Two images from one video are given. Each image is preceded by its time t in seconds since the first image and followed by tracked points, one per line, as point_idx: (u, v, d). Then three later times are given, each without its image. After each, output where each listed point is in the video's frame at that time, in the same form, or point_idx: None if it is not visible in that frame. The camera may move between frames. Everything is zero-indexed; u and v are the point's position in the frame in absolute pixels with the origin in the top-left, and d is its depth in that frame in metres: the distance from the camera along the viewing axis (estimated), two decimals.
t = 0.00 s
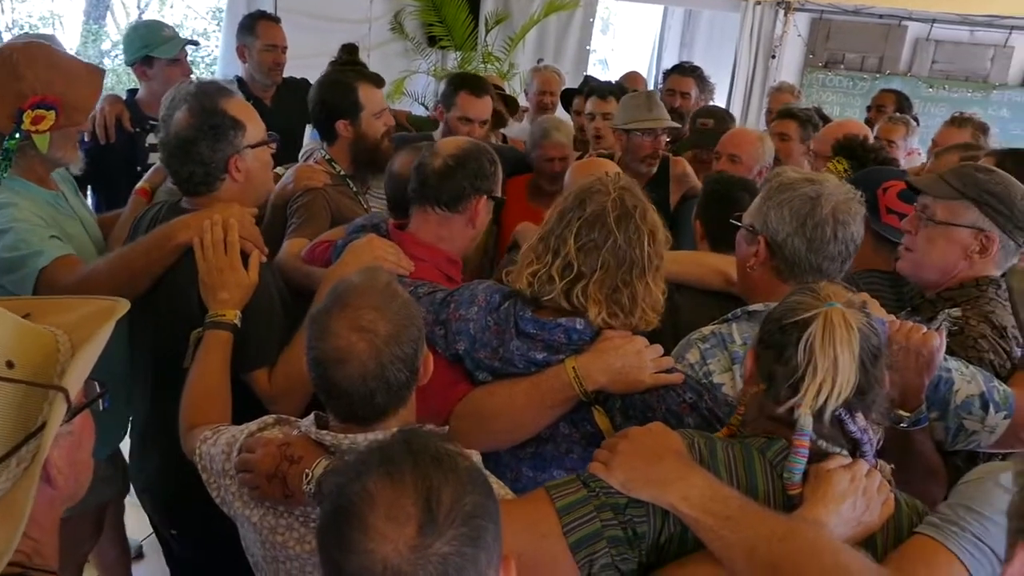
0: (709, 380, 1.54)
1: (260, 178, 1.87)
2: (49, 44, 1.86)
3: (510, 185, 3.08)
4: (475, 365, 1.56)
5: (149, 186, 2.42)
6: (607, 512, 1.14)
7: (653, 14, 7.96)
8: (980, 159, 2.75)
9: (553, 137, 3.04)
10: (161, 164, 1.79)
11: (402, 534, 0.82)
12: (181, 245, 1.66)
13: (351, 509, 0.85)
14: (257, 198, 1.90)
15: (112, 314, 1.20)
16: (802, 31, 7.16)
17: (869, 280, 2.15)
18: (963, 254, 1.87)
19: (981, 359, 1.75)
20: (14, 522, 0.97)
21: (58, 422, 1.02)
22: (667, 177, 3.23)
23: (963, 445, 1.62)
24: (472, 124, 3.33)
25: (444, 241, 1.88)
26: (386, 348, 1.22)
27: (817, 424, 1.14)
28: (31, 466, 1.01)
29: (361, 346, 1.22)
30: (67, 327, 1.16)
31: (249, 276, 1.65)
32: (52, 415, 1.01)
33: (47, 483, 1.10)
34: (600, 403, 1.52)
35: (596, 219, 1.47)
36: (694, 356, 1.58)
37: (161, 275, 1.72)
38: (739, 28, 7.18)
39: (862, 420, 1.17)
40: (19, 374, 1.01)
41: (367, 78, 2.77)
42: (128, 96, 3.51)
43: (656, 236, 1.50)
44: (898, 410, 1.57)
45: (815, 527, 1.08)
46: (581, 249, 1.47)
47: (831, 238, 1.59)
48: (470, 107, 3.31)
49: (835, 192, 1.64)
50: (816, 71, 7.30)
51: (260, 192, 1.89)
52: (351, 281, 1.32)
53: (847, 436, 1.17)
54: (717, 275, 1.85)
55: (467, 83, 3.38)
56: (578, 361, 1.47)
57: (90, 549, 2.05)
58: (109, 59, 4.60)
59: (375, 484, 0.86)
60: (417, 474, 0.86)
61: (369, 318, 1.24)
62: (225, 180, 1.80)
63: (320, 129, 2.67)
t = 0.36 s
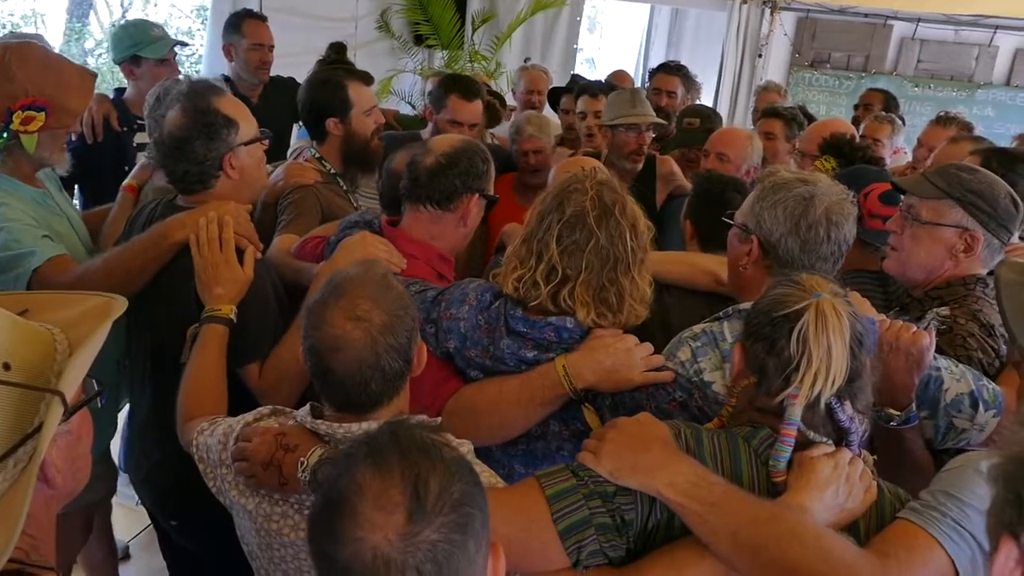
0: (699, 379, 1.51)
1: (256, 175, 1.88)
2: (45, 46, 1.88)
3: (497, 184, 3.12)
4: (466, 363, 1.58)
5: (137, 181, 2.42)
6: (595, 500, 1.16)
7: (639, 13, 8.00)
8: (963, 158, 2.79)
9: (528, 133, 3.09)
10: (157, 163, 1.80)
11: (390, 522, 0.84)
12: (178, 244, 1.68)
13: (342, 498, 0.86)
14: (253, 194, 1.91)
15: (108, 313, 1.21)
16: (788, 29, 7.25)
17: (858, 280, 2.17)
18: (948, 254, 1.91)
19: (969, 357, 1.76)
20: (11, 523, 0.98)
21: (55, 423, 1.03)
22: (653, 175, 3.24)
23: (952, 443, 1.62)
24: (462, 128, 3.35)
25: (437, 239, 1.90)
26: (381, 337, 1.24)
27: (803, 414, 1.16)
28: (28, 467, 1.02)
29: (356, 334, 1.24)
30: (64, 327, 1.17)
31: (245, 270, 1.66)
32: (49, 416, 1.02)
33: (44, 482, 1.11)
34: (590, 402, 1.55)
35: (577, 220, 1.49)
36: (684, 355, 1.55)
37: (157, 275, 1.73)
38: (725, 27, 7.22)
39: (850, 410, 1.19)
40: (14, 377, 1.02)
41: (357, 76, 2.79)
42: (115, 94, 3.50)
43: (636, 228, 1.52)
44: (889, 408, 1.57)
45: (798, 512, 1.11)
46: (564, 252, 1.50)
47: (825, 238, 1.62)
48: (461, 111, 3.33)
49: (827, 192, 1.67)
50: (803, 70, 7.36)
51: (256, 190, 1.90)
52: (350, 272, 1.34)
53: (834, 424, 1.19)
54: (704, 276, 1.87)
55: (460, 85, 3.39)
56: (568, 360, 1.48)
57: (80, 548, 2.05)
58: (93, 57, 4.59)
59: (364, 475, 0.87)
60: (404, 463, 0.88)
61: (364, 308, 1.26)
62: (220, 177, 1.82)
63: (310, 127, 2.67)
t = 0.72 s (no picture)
0: (691, 380, 1.46)
1: (254, 174, 1.89)
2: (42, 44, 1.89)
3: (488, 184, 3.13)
4: (460, 362, 1.60)
5: (130, 182, 2.41)
6: (589, 495, 1.17)
7: (631, 12, 8.01)
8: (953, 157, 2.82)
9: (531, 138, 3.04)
10: (156, 163, 1.80)
11: (387, 520, 0.85)
12: (179, 240, 1.68)
13: (339, 495, 0.87)
14: (252, 193, 1.92)
15: (109, 309, 1.21)
16: (780, 27, 7.25)
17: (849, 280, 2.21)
18: (939, 252, 1.93)
19: (960, 355, 1.77)
20: (16, 516, 0.98)
21: (59, 417, 1.03)
22: (639, 175, 3.24)
23: (943, 442, 1.63)
24: (450, 124, 3.36)
25: (433, 238, 1.91)
26: (378, 332, 1.25)
27: (796, 409, 1.17)
28: (32, 461, 1.02)
29: (354, 330, 1.25)
30: (66, 323, 1.18)
31: (245, 268, 1.67)
32: (53, 410, 1.02)
33: (47, 476, 1.12)
34: (582, 402, 1.57)
35: (565, 225, 1.49)
36: (676, 356, 1.51)
37: (154, 273, 1.73)
38: (717, 26, 7.24)
39: (841, 404, 1.21)
40: (18, 372, 1.03)
41: (351, 75, 2.79)
42: (110, 94, 3.50)
43: (626, 227, 1.53)
44: (880, 407, 1.58)
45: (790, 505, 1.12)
46: (554, 258, 1.50)
47: (815, 238, 1.64)
48: (448, 107, 3.34)
49: (817, 192, 1.69)
50: (794, 69, 7.38)
51: (255, 189, 1.91)
52: (347, 270, 1.34)
53: (826, 419, 1.21)
54: (695, 276, 1.88)
55: (448, 82, 3.40)
56: (561, 361, 1.50)
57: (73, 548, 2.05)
58: (83, 56, 4.58)
59: (362, 472, 0.88)
60: (403, 461, 0.89)
61: (361, 304, 1.27)
62: (219, 176, 1.82)
63: (303, 125, 2.68)
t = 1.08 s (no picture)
0: (686, 380, 1.50)
1: (253, 174, 1.88)
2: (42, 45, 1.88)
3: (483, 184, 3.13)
4: (455, 360, 1.59)
5: (127, 183, 2.40)
6: (584, 495, 1.17)
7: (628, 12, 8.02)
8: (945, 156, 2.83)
9: (511, 133, 3.10)
10: (154, 162, 1.79)
11: (390, 510, 0.85)
12: (179, 240, 1.68)
13: (342, 486, 0.87)
14: (250, 192, 1.91)
15: (120, 305, 1.21)
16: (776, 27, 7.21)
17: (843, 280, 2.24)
18: (924, 252, 1.94)
19: (953, 356, 1.77)
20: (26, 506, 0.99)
21: (71, 409, 1.03)
22: (631, 174, 3.24)
23: (936, 442, 1.64)
24: (439, 119, 3.35)
25: (432, 239, 1.90)
26: (375, 329, 1.25)
27: (795, 410, 1.17)
28: (43, 451, 1.02)
29: (352, 327, 1.25)
30: (77, 318, 1.18)
31: (244, 269, 1.66)
32: (65, 402, 1.02)
33: (58, 467, 1.12)
34: (576, 401, 1.56)
35: (558, 226, 1.49)
36: (671, 355, 1.54)
37: (152, 273, 1.73)
38: (714, 25, 7.25)
39: (839, 405, 1.21)
40: (32, 364, 1.02)
41: (350, 74, 2.79)
42: (107, 93, 3.49)
43: (619, 227, 1.53)
44: (874, 407, 1.58)
45: (786, 503, 1.12)
46: (547, 259, 1.50)
47: (792, 236, 1.63)
48: (438, 101, 3.33)
49: (795, 191, 1.68)
50: (791, 69, 7.37)
51: (254, 188, 1.91)
52: (345, 268, 1.34)
53: (824, 419, 1.21)
54: (690, 275, 1.86)
55: (438, 78, 3.39)
56: (555, 359, 1.49)
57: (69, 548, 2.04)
58: (80, 55, 4.56)
59: (365, 463, 0.88)
60: (405, 453, 0.88)
61: (360, 301, 1.27)
62: (218, 176, 1.82)
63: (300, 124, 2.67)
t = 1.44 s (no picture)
0: (681, 379, 1.49)
1: (254, 175, 1.88)
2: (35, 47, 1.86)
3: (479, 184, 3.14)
4: (451, 360, 1.59)
5: (129, 187, 2.40)
6: (585, 496, 1.17)
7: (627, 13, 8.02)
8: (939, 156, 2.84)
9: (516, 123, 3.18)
10: (156, 162, 1.78)
11: (397, 505, 0.85)
12: (179, 241, 1.68)
13: (350, 482, 0.87)
14: (251, 193, 1.91)
15: (128, 308, 1.22)
16: (775, 28, 7.24)
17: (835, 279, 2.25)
18: (910, 252, 1.94)
19: (948, 355, 1.78)
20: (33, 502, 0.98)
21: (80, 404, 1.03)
22: (627, 176, 3.24)
23: (933, 440, 1.64)
24: (435, 124, 3.36)
25: (429, 240, 1.90)
26: (374, 330, 1.25)
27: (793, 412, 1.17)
28: (50, 447, 1.02)
29: (350, 329, 1.25)
30: (85, 320, 1.19)
31: (245, 271, 1.66)
32: (73, 397, 1.03)
33: (64, 466, 1.12)
34: (571, 400, 1.56)
35: (552, 227, 1.49)
36: (666, 355, 1.53)
37: (152, 274, 1.72)
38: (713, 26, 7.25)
39: (838, 406, 1.21)
40: (41, 360, 1.03)
41: (352, 76, 2.79)
42: (106, 94, 3.48)
43: (614, 227, 1.53)
44: (869, 406, 1.58)
45: (785, 505, 1.13)
46: (542, 259, 1.50)
47: (787, 242, 1.63)
48: (435, 107, 3.34)
49: (793, 197, 1.67)
50: (789, 69, 7.38)
51: (254, 189, 1.91)
52: (343, 270, 1.34)
53: (823, 420, 1.21)
54: (681, 275, 1.88)
55: (435, 81, 3.38)
56: (550, 358, 1.49)
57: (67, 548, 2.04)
58: (80, 55, 4.56)
59: (371, 459, 0.88)
60: (411, 449, 0.88)
61: (358, 303, 1.27)
62: (221, 176, 1.81)
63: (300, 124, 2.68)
